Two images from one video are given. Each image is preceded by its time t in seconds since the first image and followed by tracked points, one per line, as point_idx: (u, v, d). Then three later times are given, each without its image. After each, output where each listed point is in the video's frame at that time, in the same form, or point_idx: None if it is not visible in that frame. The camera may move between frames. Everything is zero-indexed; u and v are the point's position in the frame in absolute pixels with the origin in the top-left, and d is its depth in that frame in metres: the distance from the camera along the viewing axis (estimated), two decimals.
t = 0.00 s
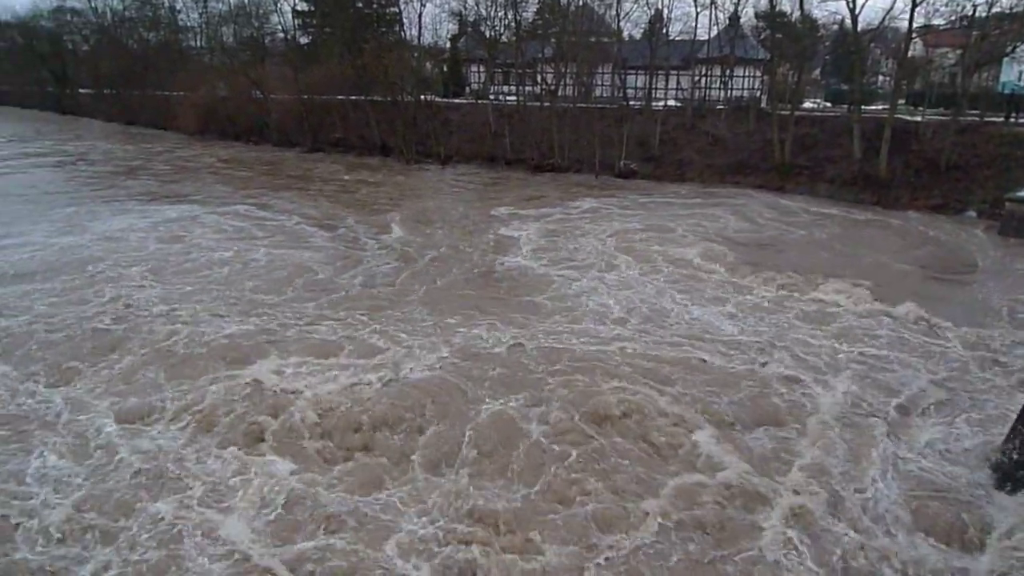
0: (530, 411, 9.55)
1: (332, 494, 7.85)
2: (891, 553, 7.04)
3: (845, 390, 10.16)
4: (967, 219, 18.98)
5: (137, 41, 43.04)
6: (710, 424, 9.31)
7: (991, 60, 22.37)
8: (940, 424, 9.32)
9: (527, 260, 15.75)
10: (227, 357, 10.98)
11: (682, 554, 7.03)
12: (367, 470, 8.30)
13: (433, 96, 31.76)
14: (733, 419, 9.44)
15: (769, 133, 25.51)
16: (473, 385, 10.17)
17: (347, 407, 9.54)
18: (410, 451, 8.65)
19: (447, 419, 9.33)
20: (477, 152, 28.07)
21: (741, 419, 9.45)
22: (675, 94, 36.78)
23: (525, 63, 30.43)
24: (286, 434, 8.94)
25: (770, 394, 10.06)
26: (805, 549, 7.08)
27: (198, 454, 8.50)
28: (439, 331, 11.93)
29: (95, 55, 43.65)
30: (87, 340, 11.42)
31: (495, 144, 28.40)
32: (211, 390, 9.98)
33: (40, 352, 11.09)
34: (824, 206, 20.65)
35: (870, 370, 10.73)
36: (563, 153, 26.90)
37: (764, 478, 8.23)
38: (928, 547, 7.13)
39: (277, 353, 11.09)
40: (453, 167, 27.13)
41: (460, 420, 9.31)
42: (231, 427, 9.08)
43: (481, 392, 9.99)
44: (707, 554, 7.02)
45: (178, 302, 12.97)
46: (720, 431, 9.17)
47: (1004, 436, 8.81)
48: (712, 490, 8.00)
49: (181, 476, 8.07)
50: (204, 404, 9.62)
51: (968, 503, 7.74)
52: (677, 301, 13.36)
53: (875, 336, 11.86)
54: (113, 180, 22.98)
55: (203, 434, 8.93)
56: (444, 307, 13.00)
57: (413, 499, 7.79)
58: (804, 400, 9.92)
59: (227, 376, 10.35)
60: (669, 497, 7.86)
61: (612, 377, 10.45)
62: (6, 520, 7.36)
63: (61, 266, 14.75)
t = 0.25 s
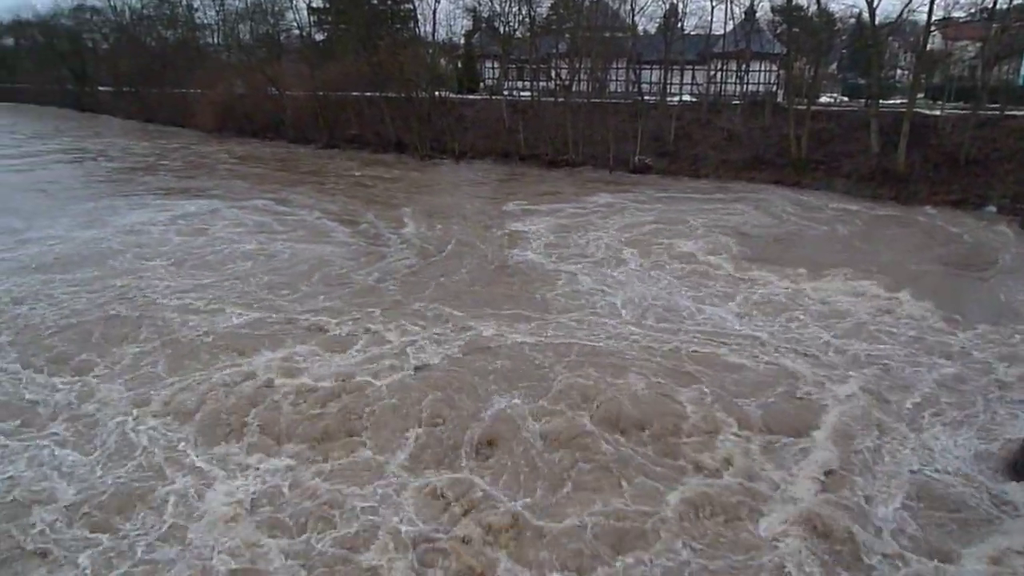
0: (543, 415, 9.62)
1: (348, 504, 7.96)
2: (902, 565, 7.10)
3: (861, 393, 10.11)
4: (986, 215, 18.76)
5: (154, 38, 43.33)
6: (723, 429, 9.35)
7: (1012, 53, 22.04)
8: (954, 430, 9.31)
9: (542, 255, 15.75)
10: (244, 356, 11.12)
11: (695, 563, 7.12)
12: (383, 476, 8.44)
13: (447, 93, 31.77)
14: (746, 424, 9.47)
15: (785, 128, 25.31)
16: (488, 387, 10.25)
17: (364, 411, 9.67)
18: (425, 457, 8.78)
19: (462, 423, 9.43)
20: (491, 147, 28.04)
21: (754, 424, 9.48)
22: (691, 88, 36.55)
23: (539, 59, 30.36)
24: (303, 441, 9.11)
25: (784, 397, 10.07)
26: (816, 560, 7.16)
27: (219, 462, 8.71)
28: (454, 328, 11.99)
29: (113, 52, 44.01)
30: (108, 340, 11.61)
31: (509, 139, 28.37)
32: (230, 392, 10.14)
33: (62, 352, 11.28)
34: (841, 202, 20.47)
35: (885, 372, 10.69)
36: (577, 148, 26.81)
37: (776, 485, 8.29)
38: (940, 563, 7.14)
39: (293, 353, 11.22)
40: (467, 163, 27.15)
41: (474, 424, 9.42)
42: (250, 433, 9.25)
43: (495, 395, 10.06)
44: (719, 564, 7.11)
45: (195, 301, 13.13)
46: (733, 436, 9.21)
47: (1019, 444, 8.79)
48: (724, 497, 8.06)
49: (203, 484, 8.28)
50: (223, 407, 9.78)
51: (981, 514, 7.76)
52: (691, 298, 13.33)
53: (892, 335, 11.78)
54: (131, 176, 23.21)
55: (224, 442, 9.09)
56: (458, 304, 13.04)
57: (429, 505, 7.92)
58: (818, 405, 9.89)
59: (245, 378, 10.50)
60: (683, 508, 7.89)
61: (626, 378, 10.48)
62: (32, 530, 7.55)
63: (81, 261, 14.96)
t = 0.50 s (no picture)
0: (557, 415, 9.60)
1: (362, 503, 8.00)
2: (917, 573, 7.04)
3: (878, 398, 10.02)
4: (1008, 216, 18.49)
5: (174, 38, 43.77)
6: (738, 432, 9.29)
7: None
8: (973, 438, 9.20)
9: (557, 255, 15.70)
10: (260, 353, 11.18)
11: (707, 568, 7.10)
12: (397, 474, 8.47)
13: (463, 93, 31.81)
14: (761, 427, 9.40)
15: (803, 128, 25.09)
16: (501, 387, 10.24)
17: (378, 410, 9.70)
18: (439, 456, 8.80)
19: (475, 422, 9.44)
20: (507, 147, 28.01)
21: (770, 427, 9.41)
22: (708, 88, 36.32)
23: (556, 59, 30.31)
24: (317, 438, 9.15)
25: (799, 402, 9.99)
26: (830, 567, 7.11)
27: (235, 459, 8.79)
28: (468, 328, 12.00)
29: (133, 52, 44.48)
30: (127, 336, 11.74)
31: (525, 139, 28.35)
32: (245, 388, 10.21)
33: (81, 347, 11.41)
34: (860, 203, 20.26)
35: (903, 377, 10.57)
36: (593, 149, 26.72)
37: (791, 490, 8.23)
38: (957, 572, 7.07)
39: (308, 351, 11.27)
40: (483, 163, 27.16)
41: (488, 423, 9.42)
42: (265, 430, 9.31)
43: (509, 395, 10.07)
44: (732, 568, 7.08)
45: (213, 297, 13.24)
46: (748, 439, 9.15)
47: None
48: (738, 501, 8.03)
49: (220, 480, 8.36)
50: (239, 404, 9.85)
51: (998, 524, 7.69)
52: (707, 300, 13.24)
53: (910, 339, 11.66)
54: (151, 174, 23.46)
55: (242, 438, 9.19)
56: (473, 304, 13.04)
57: (442, 505, 7.95)
58: (834, 407, 9.83)
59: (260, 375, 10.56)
60: (697, 509, 7.91)
61: (640, 380, 10.43)
62: (56, 522, 7.69)
63: (101, 256, 15.14)
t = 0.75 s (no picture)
0: (573, 416, 9.62)
1: (379, 499, 8.07)
2: None
3: (897, 405, 9.95)
4: None
5: (196, 37, 44.24)
6: (754, 436, 9.26)
7: None
8: (993, 445, 9.11)
9: (574, 254, 15.69)
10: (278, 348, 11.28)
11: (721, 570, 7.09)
12: (414, 472, 8.52)
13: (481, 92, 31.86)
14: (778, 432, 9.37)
15: (823, 130, 24.88)
16: (517, 387, 10.27)
17: (394, 408, 9.76)
18: (455, 453, 8.85)
19: (491, 421, 9.48)
20: (525, 146, 28.00)
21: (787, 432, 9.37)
22: (727, 89, 36.12)
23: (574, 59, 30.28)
24: (334, 434, 9.22)
25: (817, 407, 9.93)
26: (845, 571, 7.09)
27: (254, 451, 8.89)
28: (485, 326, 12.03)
29: (156, 50, 45.00)
30: (148, 327, 11.89)
31: (542, 138, 28.33)
32: (264, 383, 10.30)
33: (103, 337, 11.57)
34: (880, 205, 20.06)
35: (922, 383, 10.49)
36: (610, 149, 26.66)
37: (807, 495, 8.20)
38: None
39: (326, 347, 11.35)
40: (500, 163, 27.18)
41: (504, 422, 9.45)
42: (283, 424, 9.40)
43: (525, 395, 10.09)
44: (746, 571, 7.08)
45: (233, 290, 13.38)
46: (764, 443, 9.12)
47: None
48: (753, 505, 8.01)
49: (238, 473, 8.46)
50: (258, 398, 9.95)
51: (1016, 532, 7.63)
52: (725, 302, 13.19)
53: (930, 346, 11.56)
54: (173, 169, 23.72)
55: (260, 432, 9.28)
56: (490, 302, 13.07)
57: (457, 502, 8.00)
58: (852, 413, 9.77)
59: (278, 369, 10.65)
60: (714, 511, 7.94)
61: (657, 382, 10.43)
62: (80, 508, 7.84)
63: (123, 248, 15.34)
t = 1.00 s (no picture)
0: (589, 418, 9.63)
1: (396, 497, 8.13)
2: None
3: (916, 411, 9.87)
4: None
5: (215, 37, 44.59)
6: (772, 440, 9.23)
7: None
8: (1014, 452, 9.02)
9: (590, 255, 15.68)
10: (296, 344, 11.36)
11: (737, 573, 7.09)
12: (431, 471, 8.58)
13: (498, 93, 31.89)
14: (795, 437, 9.32)
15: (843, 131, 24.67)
16: (534, 388, 10.30)
17: (412, 407, 9.81)
18: (471, 453, 8.88)
19: (508, 422, 9.51)
20: (541, 147, 27.99)
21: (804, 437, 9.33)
22: (745, 90, 35.90)
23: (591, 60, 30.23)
24: (352, 432, 9.29)
25: (835, 412, 9.87)
26: None
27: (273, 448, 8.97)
28: (501, 326, 12.05)
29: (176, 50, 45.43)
30: (168, 320, 12.02)
31: (559, 139, 28.32)
32: (282, 379, 10.38)
33: (125, 329, 11.72)
34: (900, 208, 19.88)
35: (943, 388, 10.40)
36: (627, 149, 26.58)
37: (825, 500, 8.17)
38: None
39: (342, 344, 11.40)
40: (517, 163, 27.19)
41: (520, 423, 9.48)
42: (301, 421, 9.48)
43: (541, 396, 10.11)
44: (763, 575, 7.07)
45: (252, 285, 13.50)
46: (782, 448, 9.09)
47: None
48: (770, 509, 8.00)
49: (258, 469, 8.56)
50: (276, 395, 10.03)
51: None
52: (742, 304, 13.12)
53: (950, 351, 11.45)
54: (193, 167, 23.95)
55: (278, 428, 9.36)
56: (506, 301, 13.09)
57: (474, 502, 8.05)
58: (871, 418, 9.71)
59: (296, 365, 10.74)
60: (727, 516, 7.91)
61: (673, 385, 10.40)
62: (103, 501, 7.95)
63: (144, 243, 15.54)
